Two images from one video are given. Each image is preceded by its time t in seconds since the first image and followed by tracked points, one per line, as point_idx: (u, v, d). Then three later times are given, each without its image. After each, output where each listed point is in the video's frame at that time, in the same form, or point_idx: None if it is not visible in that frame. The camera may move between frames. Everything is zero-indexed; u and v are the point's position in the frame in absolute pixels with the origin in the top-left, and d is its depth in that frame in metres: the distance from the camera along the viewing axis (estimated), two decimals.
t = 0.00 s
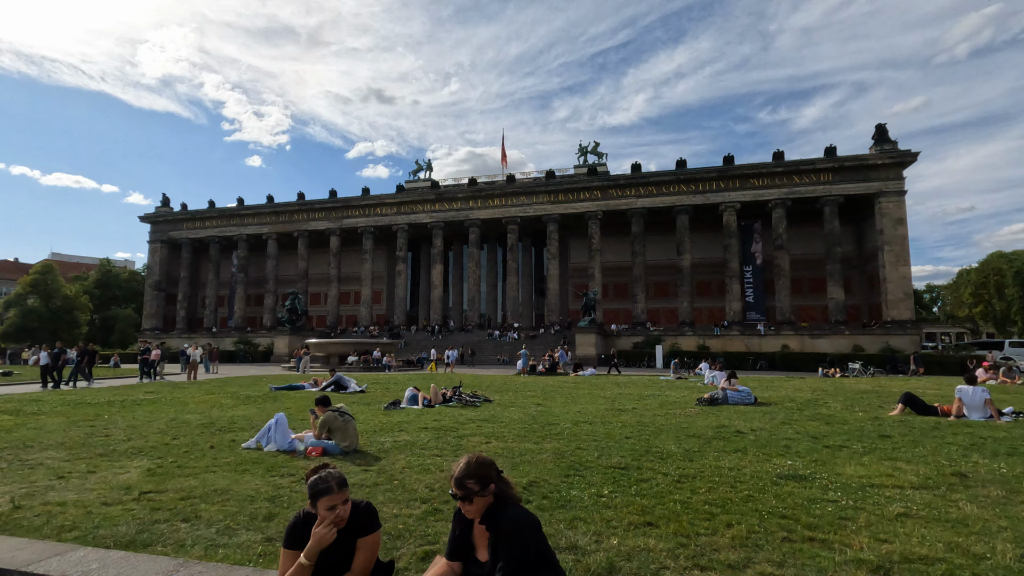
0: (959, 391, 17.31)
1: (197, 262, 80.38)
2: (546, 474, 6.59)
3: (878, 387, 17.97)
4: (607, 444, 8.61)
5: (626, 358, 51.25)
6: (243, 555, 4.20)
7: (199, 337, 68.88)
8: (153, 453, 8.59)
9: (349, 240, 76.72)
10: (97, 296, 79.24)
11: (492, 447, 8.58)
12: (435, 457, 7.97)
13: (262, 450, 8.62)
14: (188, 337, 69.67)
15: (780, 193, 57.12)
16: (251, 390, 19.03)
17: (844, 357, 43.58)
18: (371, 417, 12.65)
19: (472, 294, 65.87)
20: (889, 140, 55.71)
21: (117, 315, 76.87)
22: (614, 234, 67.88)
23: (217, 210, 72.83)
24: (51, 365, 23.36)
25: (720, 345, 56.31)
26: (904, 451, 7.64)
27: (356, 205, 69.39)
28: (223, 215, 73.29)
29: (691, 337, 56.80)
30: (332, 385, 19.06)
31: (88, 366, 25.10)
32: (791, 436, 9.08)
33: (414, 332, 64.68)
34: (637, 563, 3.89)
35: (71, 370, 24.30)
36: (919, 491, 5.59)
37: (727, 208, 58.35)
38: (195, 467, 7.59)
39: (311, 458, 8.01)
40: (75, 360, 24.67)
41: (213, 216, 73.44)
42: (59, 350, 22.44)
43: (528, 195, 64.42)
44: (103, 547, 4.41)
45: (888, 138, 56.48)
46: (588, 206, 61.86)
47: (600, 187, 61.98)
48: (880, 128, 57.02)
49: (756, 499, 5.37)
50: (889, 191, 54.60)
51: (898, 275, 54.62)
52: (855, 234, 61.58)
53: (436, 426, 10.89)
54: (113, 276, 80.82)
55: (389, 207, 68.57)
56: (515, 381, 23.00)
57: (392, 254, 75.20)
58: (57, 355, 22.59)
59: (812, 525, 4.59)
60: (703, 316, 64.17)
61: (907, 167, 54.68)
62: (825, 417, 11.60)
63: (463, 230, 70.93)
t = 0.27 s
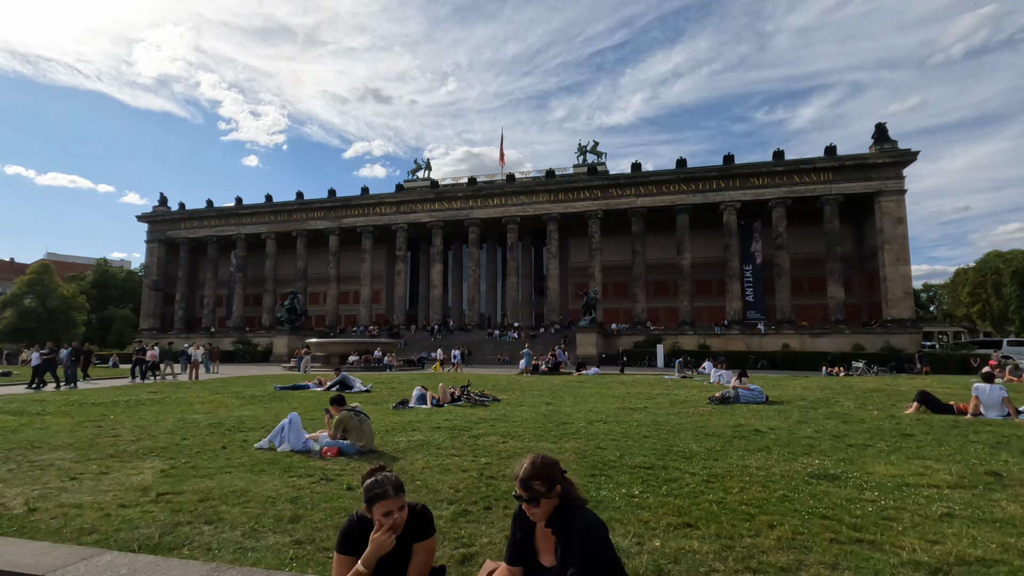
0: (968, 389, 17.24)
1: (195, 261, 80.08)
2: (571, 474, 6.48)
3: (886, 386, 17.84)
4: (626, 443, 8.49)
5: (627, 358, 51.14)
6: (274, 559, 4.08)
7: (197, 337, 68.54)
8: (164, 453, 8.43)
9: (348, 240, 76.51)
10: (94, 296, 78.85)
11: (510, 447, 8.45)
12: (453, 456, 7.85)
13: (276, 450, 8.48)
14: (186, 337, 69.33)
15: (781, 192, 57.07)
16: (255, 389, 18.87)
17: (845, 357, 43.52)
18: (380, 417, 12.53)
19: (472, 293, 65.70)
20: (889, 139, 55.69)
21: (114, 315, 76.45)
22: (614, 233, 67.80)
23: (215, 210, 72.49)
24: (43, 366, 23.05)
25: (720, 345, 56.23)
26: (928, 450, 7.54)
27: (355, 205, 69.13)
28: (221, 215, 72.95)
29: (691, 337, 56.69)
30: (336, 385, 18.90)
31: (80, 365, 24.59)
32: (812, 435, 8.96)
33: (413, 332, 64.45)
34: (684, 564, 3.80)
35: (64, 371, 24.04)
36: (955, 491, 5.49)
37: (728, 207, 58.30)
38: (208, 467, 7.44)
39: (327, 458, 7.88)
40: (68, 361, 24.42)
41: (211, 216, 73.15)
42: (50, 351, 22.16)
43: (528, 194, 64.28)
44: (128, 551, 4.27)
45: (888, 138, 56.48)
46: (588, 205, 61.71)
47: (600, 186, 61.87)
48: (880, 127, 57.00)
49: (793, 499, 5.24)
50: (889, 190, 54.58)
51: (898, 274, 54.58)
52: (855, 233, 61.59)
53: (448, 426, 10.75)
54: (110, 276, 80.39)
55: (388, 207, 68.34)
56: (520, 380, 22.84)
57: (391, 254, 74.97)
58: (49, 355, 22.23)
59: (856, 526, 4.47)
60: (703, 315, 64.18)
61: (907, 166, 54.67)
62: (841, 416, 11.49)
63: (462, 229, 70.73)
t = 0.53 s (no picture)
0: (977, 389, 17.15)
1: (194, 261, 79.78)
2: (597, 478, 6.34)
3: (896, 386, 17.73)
4: (647, 446, 8.35)
5: (628, 357, 51.05)
6: (307, 571, 3.93)
7: (195, 337, 68.23)
8: (176, 456, 8.26)
9: (347, 239, 76.28)
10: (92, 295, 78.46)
11: (529, 449, 8.31)
12: (472, 459, 7.70)
13: (289, 453, 8.32)
14: (184, 337, 69.03)
15: (782, 191, 56.97)
16: (259, 390, 18.69)
17: (846, 356, 43.45)
18: (390, 418, 12.38)
19: (472, 293, 65.51)
20: (890, 139, 55.58)
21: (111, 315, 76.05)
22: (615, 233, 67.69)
23: (214, 209, 72.17)
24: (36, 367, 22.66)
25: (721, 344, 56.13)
26: (957, 452, 7.39)
27: (355, 204, 68.86)
28: (220, 214, 72.62)
29: (692, 336, 56.59)
30: (342, 385, 18.74)
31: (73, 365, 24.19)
32: (834, 437, 8.84)
33: (413, 332, 64.23)
34: None
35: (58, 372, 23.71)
36: (995, 497, 5.35)
37: (728, 206, 58.20)
38: (224, 471, 7.28)
39: (343, 462, 7.72)
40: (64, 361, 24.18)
41: (210, 215, 72.83)
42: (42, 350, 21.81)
43: (528, 193, 64.10)
44: (155, 561, 4.13)
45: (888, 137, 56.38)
46: (589, 205, 61.56)
47: (600, 186, 61.73)
48: (880, 126, 56.91)
49: (832, 505, 5.11)
50: (890, 190, 54.50)
51: (899, 274, 54.49)
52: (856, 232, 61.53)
53: (462, 428, 10.60)
54: (108, 276, 79.98)
55: (388, 206, 68.08)
56: (526, 380, 22.69)
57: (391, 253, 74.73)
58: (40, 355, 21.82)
59: (905, 535, 4.33)
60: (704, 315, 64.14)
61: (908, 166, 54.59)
62: (857, 416, 11.36)
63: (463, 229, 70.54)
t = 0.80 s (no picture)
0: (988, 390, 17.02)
1: (195, 260, 79.66)
2: (625, 479, 6.23)
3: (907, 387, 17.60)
4: (668, 446, 8.25)
5: (631, 358, 50.92)
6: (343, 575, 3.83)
7: (197, 336, 68.07)
8: (191, 456, 8.15)
9: (349, 239, 76.18)
10: (93, 295, 78.31)
11: (549, 450, 8.20)
12: (492, 460, 7.60)
13: (305, 453, 8.21)
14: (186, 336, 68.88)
15: (785, 191, 56.81)
16: (266, 390, 18.57)
17: (850, 357, 43.30)
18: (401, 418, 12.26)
19: (474, 293, 65.38)
20: (893, 139, 55.42)
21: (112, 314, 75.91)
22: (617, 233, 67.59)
23: (216, 208, 72.03)
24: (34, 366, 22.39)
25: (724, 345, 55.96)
26: (984, 454, 7.28)
27: (356, 204, 68.71)
28: (222, 214, 72.49)
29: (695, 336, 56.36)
30: (349, 385, 18.61)
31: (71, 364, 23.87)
32: (856, 437, 8.72)
33: (415, 332, 64.09)
34: None
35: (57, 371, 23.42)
36: None
37: (732, 206, 58.03)
38: (241, 471, 7.18)
39: (361, 462, 7.61)
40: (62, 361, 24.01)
41: (211, 215, 72.69)
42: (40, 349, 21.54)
43: (530, 193, 63.97)
44: (185, 565, 4.02)
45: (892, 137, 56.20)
46: (592, 205, 61.44)
47: (603, 186, 61.60)
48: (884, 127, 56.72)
49: (870, 507, 5.00)
50: (893, 190, 54.31)
51: (902, 274, 54.30)
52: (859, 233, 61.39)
53: (476, 428, 10.48)
54: (108, 275, 79.83)
55: (390, 205, 67.96)
56: (532, 380, 22.56)
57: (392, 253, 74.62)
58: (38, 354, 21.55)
59: (952, 538, 4.22)
60: (706, 315, 64.03)
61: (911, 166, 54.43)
62: (874, 417, 11.24)
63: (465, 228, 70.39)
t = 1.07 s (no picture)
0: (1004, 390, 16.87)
1: (198, 259, 79.63)
2: (659, 480, 6.14)
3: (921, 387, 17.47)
4: (694, 447, 8.15)
5: (636, 357, 50.77)
6: None
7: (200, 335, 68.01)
8: (212, 456, 8.07)
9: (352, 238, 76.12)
10: (96, 294, 78.30)
11: (573, 450, 8.11)
12: (518, 460, 7.50)
13: (327, 453, 8.13)
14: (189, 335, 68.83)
15: (790, 190, 56.60)
16: (275, 389, 18.49)
17: (855, 357, 43.12)
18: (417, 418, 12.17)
19: (478, 292, 65.27)
20: (899, 138, 55.13)
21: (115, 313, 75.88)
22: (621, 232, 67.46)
23: (219, 207, 71.96)
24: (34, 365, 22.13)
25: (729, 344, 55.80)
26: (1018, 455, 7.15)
27: (360, 202, 68.58)
28: (225, 212, 72.41)
29: (700, 336, 56.07)
30: (359, 384, 18.53)
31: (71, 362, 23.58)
32: (882, 438, 8.61)
33: (419, 331, 63.99)
34: None
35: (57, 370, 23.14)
36: None
37: (736, 205, 57.83)
38: (264, 471, 7.09)
39: (385, 462, 7.53)
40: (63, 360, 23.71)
41: (215, 213, 72.62)
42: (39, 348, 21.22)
43: (534, 192, 63.82)
44: (227, 567, 3.94)
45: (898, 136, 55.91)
46: (596, 204, 61.29)
47: (607, 184, 61.45)
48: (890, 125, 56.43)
49: (918, 509, 4.90)
50: (899, 189, 54.04)
51: (907, 274, 54.01)
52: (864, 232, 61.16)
53: (494, 427, 10.39)
54: (112, 274, 79.80)
55: (394, 204, 67.85)
56: (542, 380, 22.46)
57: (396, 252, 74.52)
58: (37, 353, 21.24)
59: (1011, 542, 4.12)
60: (710, 314, 63.88)
61: (917, 165, 54.16)
62: (895, 417, 11.11)
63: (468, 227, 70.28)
